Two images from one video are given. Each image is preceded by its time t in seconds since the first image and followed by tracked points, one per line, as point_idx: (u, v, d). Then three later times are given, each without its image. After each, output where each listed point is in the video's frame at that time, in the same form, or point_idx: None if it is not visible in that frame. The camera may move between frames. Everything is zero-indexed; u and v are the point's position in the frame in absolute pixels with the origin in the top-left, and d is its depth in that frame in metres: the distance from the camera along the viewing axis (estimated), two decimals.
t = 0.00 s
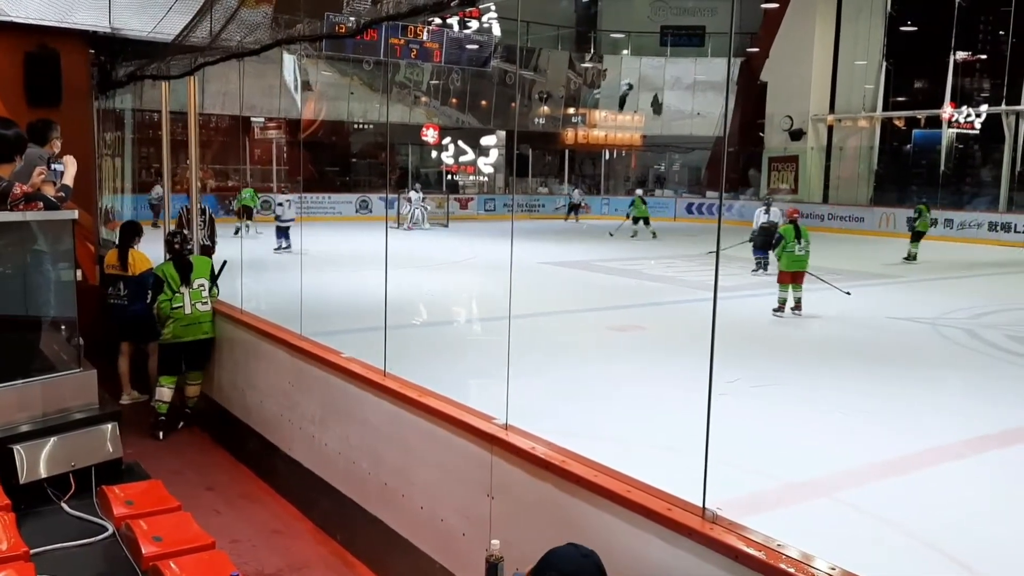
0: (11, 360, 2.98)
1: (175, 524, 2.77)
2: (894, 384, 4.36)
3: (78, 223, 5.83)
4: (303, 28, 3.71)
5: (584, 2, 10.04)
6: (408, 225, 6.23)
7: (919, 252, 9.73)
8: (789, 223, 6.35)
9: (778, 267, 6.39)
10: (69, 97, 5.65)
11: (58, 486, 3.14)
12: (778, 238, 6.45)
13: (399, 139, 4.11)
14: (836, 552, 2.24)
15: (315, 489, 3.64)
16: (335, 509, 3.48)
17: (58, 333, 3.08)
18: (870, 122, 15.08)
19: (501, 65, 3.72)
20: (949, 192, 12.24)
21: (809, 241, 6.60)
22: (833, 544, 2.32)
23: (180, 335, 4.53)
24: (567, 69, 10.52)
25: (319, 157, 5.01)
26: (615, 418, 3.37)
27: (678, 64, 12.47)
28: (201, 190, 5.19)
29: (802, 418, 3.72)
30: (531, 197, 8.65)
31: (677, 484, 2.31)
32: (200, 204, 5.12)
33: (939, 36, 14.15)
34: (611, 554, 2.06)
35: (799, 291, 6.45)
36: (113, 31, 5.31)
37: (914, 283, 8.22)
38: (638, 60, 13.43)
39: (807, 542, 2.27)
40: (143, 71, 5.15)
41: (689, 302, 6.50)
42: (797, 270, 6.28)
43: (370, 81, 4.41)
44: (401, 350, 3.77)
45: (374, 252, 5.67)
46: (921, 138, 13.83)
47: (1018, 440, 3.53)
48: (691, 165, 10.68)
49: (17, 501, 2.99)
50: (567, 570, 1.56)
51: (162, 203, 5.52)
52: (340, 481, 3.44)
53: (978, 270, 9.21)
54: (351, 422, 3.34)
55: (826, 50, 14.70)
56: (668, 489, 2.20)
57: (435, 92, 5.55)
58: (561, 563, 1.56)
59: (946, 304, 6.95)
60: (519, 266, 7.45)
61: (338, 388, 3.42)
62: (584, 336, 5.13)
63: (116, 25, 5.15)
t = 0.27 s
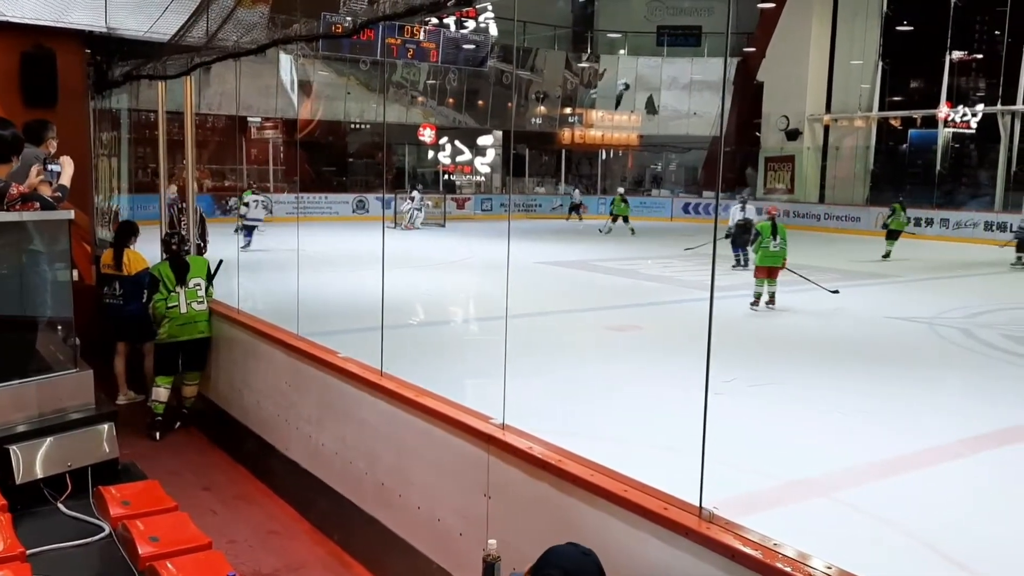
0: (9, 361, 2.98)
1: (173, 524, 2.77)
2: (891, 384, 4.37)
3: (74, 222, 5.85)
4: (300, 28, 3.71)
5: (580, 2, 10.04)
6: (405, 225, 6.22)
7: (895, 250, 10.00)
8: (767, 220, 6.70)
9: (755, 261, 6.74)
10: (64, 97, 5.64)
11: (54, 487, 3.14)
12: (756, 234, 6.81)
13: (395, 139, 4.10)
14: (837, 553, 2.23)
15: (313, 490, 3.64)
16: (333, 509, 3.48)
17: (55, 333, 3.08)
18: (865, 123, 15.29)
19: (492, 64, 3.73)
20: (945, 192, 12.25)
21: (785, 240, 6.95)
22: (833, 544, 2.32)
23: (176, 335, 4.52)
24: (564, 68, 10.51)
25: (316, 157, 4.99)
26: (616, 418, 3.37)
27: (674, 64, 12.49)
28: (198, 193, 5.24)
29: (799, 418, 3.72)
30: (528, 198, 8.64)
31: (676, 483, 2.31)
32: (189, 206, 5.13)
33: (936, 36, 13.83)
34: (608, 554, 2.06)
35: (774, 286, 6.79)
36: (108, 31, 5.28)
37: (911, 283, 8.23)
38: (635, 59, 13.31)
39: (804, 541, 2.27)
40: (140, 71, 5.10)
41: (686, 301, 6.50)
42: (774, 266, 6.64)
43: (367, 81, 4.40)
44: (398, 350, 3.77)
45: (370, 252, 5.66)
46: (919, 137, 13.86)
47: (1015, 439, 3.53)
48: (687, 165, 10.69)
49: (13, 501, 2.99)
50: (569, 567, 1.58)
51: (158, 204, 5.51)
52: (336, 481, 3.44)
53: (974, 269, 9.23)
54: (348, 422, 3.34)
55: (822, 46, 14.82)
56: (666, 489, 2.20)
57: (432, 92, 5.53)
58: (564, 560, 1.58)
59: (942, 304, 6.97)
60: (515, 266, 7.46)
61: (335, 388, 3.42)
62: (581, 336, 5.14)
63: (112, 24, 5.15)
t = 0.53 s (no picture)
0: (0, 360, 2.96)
1: (166, 525, 2.76)
2: (885, 383, 4.37)
3: (66, 222, 5.78)
4: (294, 27, 3.71)
5: (575, 2, 10.05)
6: (400, 225, 6.22)
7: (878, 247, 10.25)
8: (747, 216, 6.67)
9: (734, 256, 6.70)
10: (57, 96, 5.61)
11: (47, 487, 3.12)
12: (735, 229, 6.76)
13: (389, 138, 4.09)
14: (833, 553, 2.23)
15: (307, 490, 3.63)
16: (328, 509, 3.47)
17: (47, 333, 3.06)
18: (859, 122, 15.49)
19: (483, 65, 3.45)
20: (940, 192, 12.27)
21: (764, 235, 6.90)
22: (827, 543, 2.32)
23: (169, 335, 4.50)
24: (559, 68, 10.50)
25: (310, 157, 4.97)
26: (611, 418, 3.37)
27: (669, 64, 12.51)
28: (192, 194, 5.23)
29: (794, 417, 3.72)
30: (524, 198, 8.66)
31: (670, 483, 2.31)
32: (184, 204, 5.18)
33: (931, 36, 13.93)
34: (603, 554, 2.06)
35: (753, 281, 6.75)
36: (102, 30, 5.24)
37: (906, 283, 8.25)
38: (629, 60, 13.46)
39: (799, 540, 2.28)
40: (134, 71, 5.20)
41: (681, 301, 6.51)
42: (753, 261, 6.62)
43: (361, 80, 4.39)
44: (393, 350, 3.76)
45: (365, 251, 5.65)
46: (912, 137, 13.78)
47: (1009, 439, 3.54)
48: (683, 165, 10.70)
49: (5, 502, 2.97)
50: (561, 567, 1.56)
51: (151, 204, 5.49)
52: (331, 481, 3.43)
53: (969, 269, 9.26)
54: (343, 422, 3.33)
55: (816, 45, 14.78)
56: (662, 489, 2.19)
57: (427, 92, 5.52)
58: (556, 560, 1.57)
59: (937, 304, 6.98)
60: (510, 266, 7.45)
61: (330, 388, 3.41)
62: (576, 336, 5.13)
63: (105, 25, 5.12)
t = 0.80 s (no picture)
0: None
1: (159, 526, 2.76)
2: (877, 383, 4.39)
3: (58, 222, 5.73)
4: (288, 27, 3.69)
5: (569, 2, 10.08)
6: (394, 225, 6.22)
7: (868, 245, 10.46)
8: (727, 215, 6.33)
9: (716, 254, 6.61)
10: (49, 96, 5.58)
11: (39, 489, 3.11)
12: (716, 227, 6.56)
13: (383, 138, 4.09)
14: (827, 553, 2.24)
15: (301, 491, 3.62)
16: (321, 510, 3.47)
17: (39, 333, 3.05)
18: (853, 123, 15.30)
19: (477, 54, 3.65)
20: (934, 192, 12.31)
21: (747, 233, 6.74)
22: (820, 543, 2.33)
23: (162, 335, 4.51)
24: (552, 68, 10.48)
25: (303, 157, 4.95)
26: (604, 418, 3.37)
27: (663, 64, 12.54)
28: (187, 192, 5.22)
29: (786, 417, 3.73)
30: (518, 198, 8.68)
31: (663, 483, 2.31)
32: (174, 204, 5.15)
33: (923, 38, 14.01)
34: (597, 554, 2.06)
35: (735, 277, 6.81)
36: (94, 30, 5.19)
37: (898, 282, 8.28)
38: (623, 60, 13.61)
39: (792, 540, 2.28)
40: (126, 70, 5.18)
41: (675, 301, 6.52)
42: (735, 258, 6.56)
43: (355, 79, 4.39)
44: (386, 350, 3.75)
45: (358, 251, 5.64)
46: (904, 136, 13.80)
47: (1001, 438, 3.56)
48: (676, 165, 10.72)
49: None
50: (553, 566, 1.57)
51: (144, 204, 5.48)
52: (324, 482, 3.43)
53: (961, 269, 9.29)
54: (336, 422, 3.33)
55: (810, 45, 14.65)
56: (655, 489, 2.20)
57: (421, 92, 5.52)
58: (546, 558, 1.58)
59: (929, 304, 7.01)
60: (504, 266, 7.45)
61: (323, 389, 3.41)
62: (569, 336, 5.13)
63: (100, 26, 5.05)
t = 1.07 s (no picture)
0: None
1: (154, 526, 2.77)
2: (867, 382, 4.43)
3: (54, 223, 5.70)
4: (281, 29, 3.76)
5: (561, 4, 10.12)
6: (388, 226, 6.25)
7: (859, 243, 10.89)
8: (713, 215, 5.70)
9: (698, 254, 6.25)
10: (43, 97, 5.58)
11: (34, 489, 3.12)
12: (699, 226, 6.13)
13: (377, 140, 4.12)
14: (816, 551, 2.27)
15: (295, 491, 3.64)
16: (316, 510, 3.48)
17: (34, 334, 3.06)
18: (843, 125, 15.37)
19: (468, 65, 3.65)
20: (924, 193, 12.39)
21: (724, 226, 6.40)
22: (810, 541, 2.36)
23: (157, 335, 4.51)
24: (545, 70, 10.53)
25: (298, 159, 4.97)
26: (597, 417, 3.40)
27: (655, 66, 12.60)
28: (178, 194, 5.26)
29: (777, 416, 3.77)
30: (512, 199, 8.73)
31: (655, 482, 2.35)
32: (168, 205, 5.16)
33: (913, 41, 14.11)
34: (591, 552, 2.09)
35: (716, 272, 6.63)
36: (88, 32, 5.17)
37: (889, 283, 8.34)
38: (615, 61, 13.65)
39: (782, 538, 2.31)
40: (121, 71, 5.31)
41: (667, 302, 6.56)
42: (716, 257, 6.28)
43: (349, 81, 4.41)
44: (380, 351, 3.77)
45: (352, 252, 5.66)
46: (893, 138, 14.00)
47: (988, 436, 3.61)
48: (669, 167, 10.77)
49: None
50: (547, 565, 1.59)
51: (139, 205, 5.48)
52: (319, 482, 3.45)
53: (950, 270, 9.37)
54: (331, 423, 3.35)
55: (800, 44, 15.76)
56: (648, 488, 2.22)
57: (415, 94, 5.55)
58: (540, 557, 1.59)
59: (919, 304, 7.07)
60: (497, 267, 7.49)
61: (318, 389, 3.43)
62: (562, 336, 5.17)
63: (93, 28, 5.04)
